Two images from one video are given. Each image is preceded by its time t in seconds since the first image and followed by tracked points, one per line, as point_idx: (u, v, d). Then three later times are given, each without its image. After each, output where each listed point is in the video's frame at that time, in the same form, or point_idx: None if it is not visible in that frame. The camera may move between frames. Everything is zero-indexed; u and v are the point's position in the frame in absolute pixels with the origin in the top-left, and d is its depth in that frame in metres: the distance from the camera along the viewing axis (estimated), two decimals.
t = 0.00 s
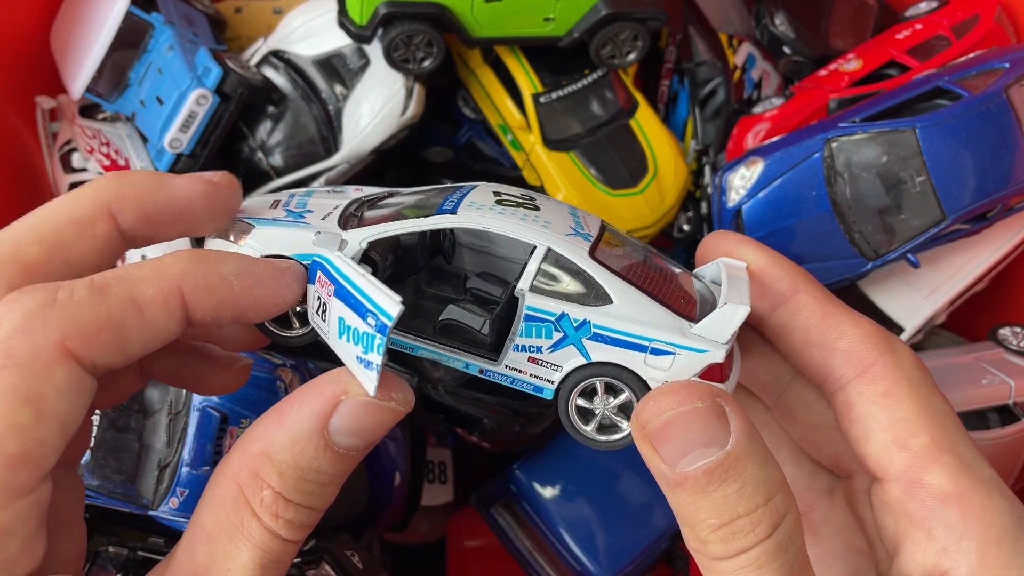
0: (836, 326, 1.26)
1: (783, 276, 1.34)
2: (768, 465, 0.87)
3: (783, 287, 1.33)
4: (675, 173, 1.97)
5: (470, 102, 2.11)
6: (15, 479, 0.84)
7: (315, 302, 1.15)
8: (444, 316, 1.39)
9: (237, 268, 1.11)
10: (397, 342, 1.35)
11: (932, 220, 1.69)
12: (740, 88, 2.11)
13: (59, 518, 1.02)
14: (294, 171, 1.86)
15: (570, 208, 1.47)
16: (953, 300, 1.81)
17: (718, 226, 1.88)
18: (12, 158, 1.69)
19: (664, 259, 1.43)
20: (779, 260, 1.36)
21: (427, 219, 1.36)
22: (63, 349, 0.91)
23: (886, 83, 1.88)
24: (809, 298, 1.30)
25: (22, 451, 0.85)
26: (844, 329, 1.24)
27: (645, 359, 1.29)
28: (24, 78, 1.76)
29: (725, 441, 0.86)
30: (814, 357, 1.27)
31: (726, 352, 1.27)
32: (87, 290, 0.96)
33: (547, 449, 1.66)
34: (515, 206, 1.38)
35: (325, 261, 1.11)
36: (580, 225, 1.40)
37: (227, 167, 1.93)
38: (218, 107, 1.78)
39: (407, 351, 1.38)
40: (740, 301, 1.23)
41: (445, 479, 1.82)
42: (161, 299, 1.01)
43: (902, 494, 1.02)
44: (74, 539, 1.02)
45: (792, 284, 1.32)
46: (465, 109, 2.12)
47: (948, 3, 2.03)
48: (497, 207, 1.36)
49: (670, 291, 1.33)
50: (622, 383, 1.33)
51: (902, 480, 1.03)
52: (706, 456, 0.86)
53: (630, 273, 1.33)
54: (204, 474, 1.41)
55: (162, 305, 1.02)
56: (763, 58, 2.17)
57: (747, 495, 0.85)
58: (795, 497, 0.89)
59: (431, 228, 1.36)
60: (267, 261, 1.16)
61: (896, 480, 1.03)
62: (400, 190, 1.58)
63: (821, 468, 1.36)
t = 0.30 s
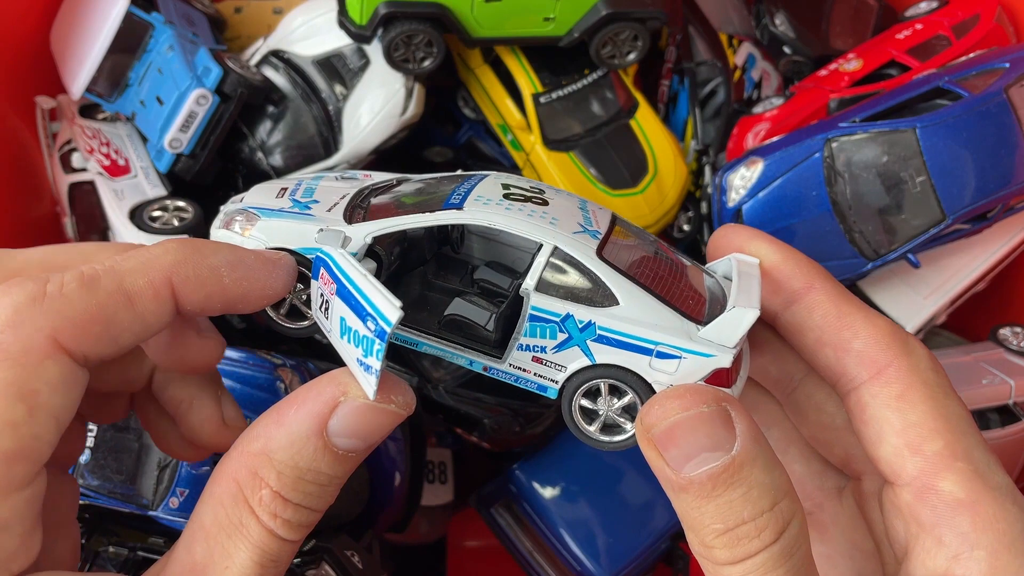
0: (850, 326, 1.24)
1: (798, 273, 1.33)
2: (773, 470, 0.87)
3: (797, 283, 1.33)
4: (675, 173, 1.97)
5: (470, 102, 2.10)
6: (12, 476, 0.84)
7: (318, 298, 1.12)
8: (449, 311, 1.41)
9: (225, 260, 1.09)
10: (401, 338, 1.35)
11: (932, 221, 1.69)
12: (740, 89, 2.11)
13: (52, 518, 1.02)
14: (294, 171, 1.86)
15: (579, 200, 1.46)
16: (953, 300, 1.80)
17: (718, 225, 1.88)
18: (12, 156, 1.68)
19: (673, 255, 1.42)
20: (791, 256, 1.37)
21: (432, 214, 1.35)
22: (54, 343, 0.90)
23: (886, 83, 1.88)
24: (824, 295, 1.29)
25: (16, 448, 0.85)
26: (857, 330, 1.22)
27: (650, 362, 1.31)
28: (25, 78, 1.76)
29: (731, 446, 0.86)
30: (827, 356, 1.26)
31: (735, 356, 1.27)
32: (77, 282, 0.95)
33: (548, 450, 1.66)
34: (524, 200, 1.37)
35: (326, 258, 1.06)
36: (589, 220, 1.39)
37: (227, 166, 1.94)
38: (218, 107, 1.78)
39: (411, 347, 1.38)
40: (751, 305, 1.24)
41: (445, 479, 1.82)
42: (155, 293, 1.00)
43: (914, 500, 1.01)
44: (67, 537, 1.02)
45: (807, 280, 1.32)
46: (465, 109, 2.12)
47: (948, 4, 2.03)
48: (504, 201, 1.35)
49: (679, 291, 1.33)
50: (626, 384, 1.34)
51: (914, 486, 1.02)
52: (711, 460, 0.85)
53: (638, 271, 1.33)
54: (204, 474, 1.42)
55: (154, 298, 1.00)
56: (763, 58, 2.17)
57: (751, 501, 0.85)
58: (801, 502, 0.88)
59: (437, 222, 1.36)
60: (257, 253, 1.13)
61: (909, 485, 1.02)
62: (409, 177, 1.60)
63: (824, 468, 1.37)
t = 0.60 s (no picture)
0: (873, 327, 1.23)
1: (817, 272, 1.32)
2: (782, 475, 0.85)
3: (816, 282, 1.32)
4: (675, 172, 1.97)
5: (469, 102, 2.10)
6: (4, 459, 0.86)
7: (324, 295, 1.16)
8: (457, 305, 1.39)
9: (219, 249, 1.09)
10: (409, 333, 1.38)
11: (932, 221, 1.70)
12: (740, 88, 2.10)
13: (63, 516, 1.01)
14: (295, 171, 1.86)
15: (592, 194, 1.45)
16: (953, 300, 1.80)
17: (718, 225, 1.88)
18: (12, 156, 1.68)
19: (688, 253, 1.41)
20: (810, 254, 1.35)
21: (441, 209, 1.36)
22: (43, 327, 0.93)
23: (886, 83, 1.88)
24: (845, 294, 1.29)
25: (10, 432, 0.86)
26: (881, 330, 1.22)
27: (657, 365, 1.30)
28: (25, 78, 1.76)
29: (739, 451, 0.84)
30: (849, 356, 1.26)
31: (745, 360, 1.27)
32: (69, 270, 0.98)
33: (551, 449, 1.65)
34: (536, 196, 1.37)
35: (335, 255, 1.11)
36: (601, 217, 1.38)
37: (227, 166, 1.94)
38: (218, 107, 1.78)
39: (418, 342, 1.40)
40: (763, 311, 1.23)
41: (445, 479, 1.81)
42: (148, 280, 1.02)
43: (932, 504, 1.01)
44: (86, 534, 1.02)
45: (827, 278, 1.31)
46: (465, 109, 2.12)
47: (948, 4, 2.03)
48: (514, 198, 1.35)
49: (690, 293, 1.32)
50: (632, 387, 1.34)
51: (933, 490, 1.01)
52: (719, 466, 0.84)
53: (649, 271, 1.33)
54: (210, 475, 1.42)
55: (147, 285, 1.02)
56: (763, 58, 2.17)
57: (759, 506, 0.84)
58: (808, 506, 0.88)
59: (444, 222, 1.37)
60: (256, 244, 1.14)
61: (928, 490, 1.02)
62: (422, 165, 1.60)
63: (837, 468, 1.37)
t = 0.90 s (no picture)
0: (869, 333, 1.23)
1: (811, 279, 1.31)
2: (763, 488, 0.86)
3: (811, 290, 1.30)
4: (675, 173, 1.97)
5: (469, 102, 2.10)
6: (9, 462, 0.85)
7: (317, 310, 1.33)
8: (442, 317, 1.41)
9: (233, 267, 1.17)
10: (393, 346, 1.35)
11: (932, 221, 1.69)
12: (740, 88, 2.10)
13: (61, 516, 1.02)
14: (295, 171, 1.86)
15: (577, 205, 1.44)
16: (953, 299, 1.80)
17: (718, 226, 1.88)
18: (11, 155, 1.68)
19: (673, 266, 1.40)
20: (800, 261, 1.33)
21: (421, 222, 1.34)
22: (54, 331, 0.95)
23: (886, 82, 1.88)
24: (842, 301, 1.27)
25: (14, 436, 0.86)
26: (877, 336, 1.21)
27: (634, 381, 1.28)
28: (25, 77, 1.76)
29: (718, 467, 0.84)
30: (845, 363, 1.25)
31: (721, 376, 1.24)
32: (84, 278, 1.00)
33: (549, 450, 1.65)
34: (516, 208, 1.37)
35: (324, 273, 1.28)
36: (582, 230, 1.37)
37: (227, 166, 1.93)
38: (218, 107, 1.78)
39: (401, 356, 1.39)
40: (742, 327, 1.23)
41: (445, 479, 1.81)
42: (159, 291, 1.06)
43: (928, 512, 1.01)
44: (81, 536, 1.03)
45: (822, 285, 1.29)
46: (465, 109, 2.12)
47: (948, 3, 2.03)
48: (495, 210, 1.35)
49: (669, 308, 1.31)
50: (609, 402, 1.32)
51: (929, 498, 1.01)
52: (698, 482, 0.84)
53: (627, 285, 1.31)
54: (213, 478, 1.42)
55: (159, 294, 1.06)
56: (763, 58, 2.17)
57: (742, 520, 0.84)
58: (793, 518, 0.88)
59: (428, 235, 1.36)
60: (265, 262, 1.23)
61: (924, 498, 1.02)
62: (412, 174, 1.59)
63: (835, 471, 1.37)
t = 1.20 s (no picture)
0: (871, 345, 1.20)
1: (808, 291, 1.29)
2: (742, 506, 0.86)
3: (806, 305, 1.29)
4: (675, 173, 1.97)
5: (469, 102, 2.10)
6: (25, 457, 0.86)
7: (344, 312, 1.41)
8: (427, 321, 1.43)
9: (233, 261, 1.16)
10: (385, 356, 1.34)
11: (932, 221, 1.69)
12: (740, 88, 2.10)
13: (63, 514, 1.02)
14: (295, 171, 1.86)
15: (566, 211, 1.45)
16: (954, 299, 1.81)
17: (718, 226, 1.89)
18: (11, 155, 1.68)
19: (668, 274, 1.39)
20: (798, 268, 1.32)
21: (403, 231, 1.38)
22: (57, 318, 0.96)
23: (886, 83, 1.88)
24: (841, 311, 1.26)
25: (28, 417, 0.88)
26: (879, 347, 1.19)
27: (612, 398, 1.25)
28: (25, 76, 1.77)
29: (696, 486, 0.85)
30: (849, 373, 1.22)
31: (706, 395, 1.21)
32: (86, 267, 1.01)
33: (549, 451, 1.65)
34: (501, 216, 1.39)
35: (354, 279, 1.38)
36: (569, 239, 1.37)
37: (227, 166, 1.93)
38: (218, 107, 1.78)
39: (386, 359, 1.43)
40: (723, 346, 1.21)
41: (445, 479, 1.77)
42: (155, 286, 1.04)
43: (931, 529, 0.98)
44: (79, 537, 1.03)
45: (821, 297, 1.28)
46: (465, 109, 2.12)
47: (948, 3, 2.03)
48: (477, 219, 1.37)
49: (652, 323, 1.29)
50: (589, 418, 1.29)
51: (933, 515, 0.98)
52: (677, 501, 0.85)
53: (613, 295, 1.31)
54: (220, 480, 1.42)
55: (156, 294, 1.05)
56: (763, 58, 2.17)
57: (724, 539, 0.84)
58: (779, 535, 0.88)
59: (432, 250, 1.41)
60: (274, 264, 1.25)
61: (929, 515, 0.98)
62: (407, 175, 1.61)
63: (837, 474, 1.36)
